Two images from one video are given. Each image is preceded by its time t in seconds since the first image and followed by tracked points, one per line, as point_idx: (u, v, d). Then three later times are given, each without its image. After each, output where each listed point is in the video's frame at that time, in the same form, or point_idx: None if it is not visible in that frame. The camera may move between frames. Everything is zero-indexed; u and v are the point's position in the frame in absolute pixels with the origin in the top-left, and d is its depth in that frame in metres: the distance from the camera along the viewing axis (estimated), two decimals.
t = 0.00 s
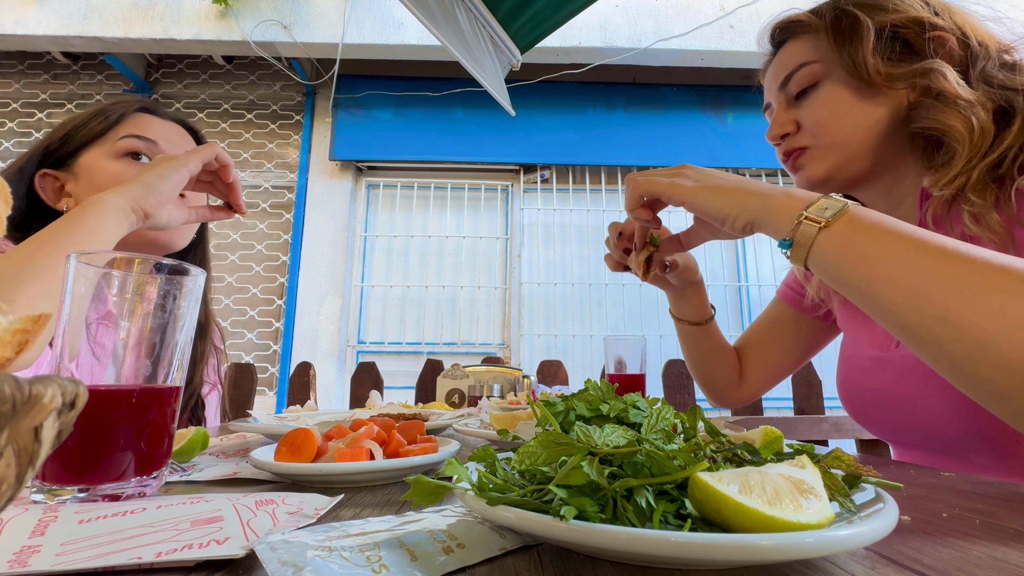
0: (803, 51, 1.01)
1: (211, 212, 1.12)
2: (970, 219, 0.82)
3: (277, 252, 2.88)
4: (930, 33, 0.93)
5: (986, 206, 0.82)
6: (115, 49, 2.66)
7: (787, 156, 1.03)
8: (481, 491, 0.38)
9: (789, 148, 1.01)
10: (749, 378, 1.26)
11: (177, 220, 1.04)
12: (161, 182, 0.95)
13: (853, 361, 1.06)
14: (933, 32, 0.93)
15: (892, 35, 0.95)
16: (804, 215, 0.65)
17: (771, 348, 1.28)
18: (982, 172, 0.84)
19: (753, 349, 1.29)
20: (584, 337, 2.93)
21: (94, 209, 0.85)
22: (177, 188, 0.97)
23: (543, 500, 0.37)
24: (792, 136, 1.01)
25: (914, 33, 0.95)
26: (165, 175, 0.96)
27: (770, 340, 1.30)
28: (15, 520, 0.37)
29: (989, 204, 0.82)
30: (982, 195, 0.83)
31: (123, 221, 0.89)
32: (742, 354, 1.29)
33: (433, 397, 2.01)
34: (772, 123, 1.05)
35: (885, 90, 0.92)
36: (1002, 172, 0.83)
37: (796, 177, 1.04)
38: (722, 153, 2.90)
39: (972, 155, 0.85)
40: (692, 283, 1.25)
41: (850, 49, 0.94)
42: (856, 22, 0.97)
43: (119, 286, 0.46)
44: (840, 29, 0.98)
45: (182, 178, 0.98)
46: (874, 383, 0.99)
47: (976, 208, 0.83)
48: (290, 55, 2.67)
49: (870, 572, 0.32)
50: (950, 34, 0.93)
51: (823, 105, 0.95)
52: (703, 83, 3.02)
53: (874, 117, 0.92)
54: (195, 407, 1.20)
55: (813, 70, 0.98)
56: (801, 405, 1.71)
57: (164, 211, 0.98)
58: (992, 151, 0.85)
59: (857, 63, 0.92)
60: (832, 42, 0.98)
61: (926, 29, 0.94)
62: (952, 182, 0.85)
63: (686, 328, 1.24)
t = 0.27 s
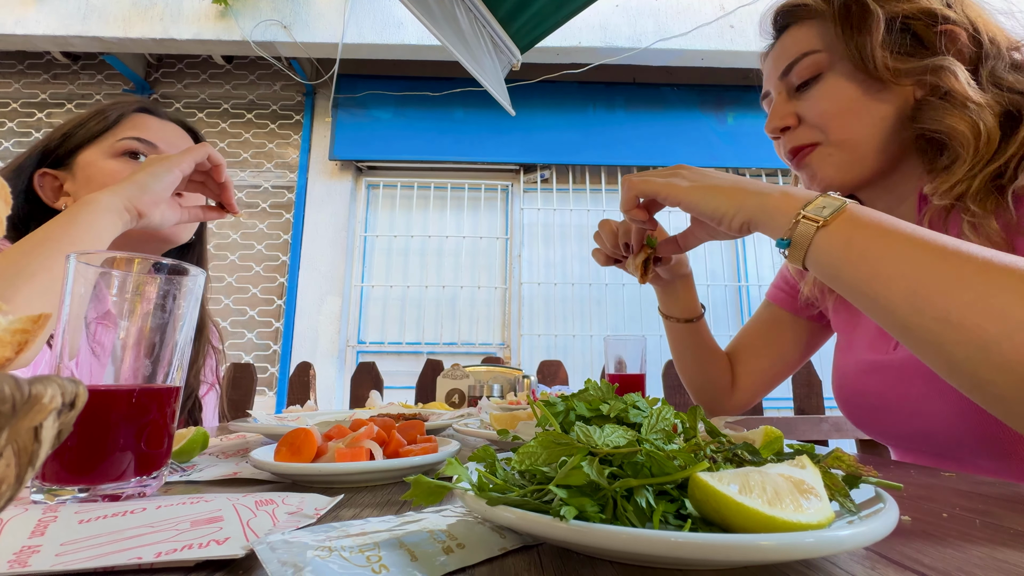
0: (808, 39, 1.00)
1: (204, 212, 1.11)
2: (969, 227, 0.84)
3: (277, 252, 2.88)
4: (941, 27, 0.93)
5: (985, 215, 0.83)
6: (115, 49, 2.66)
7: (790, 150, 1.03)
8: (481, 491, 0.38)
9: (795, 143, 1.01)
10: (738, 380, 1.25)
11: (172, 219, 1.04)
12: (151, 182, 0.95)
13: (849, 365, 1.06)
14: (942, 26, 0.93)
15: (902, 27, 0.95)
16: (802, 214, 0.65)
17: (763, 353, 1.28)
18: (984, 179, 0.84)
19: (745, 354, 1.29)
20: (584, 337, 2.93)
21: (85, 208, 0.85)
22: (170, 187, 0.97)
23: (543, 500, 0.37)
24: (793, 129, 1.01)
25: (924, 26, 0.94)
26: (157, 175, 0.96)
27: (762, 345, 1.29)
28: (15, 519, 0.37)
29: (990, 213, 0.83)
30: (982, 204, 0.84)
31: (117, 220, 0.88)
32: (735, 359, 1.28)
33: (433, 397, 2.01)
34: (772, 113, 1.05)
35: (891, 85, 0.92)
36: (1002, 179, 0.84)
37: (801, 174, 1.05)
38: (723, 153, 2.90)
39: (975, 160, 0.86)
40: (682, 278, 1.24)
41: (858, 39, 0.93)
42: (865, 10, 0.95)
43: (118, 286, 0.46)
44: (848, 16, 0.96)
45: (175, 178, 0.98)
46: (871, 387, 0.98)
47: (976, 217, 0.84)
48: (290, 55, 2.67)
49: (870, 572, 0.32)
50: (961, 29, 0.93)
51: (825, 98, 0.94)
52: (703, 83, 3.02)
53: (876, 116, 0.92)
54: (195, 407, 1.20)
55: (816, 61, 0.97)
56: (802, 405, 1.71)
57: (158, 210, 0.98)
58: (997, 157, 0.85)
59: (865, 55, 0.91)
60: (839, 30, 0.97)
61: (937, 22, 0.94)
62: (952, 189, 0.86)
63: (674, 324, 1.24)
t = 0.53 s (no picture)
0: (815, 33, 0.99)
1: (204, 212, 1.10)
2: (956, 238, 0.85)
3: (277, 252, 2.87)
4: (949, 29, 0.92)
5: (972, 226, 0.84)
6: (115, 49, 2.66)
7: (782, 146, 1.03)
8: (481, 491, 0.38)
9: (787, 138, 1.01)
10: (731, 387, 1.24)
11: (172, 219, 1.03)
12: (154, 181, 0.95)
13: (843, 366, 1.05)
14: (950, 28, 0.92)
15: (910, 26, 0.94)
16: (803, 212, 0.65)
17: (758, 359, 1.27)
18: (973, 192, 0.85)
19: (740, 359, 1.28)
20: (584, 337, 2.93)
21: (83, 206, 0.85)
22: (171, 187, 0.97)
23: (543, 500, 0.37)
24: (789, 126, 1.01)
25: (932, 27, 0.94)
26: (158, 174, 0.96)
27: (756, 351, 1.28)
28: (15, 520, 0.37)
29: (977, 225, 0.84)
30: (970, 216, 0.85)
31: (117, 219, 0.88)
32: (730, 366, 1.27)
33: (433, 397, 2.01)
34: (771, 108, 1.05)
35: (895, 87, 0.92)
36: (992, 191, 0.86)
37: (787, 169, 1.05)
38: (723, 153, 2.90)
39: (968, 170, 0.87)
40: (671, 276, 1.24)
41: (865, 36, 0.92)
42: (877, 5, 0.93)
43: (117, 286, 0.46)
44: (858, 11, 0.94)
45: (175, 178, 0.98)
46: (865, 389, 0.98)
47: (963, 227, 0.85)
48: (290, 55, 2.67)
49: (870, 572, 0.32)
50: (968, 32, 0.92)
51: (824, 96, 0.94)
52: (703, 83, 3.02)
53: (876, 116, 0.92)
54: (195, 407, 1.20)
55: (820, 57, 0.96)
56: (802, 405, 1.71)
57: (160, 211, 0.98)
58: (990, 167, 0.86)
59: (872, 55, 0.90)
60: (848, 25, 0.95)
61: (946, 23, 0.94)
62: (943, 199, 0.88)
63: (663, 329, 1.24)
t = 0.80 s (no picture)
0: (826, 27, 0.99)
1: (206, 208, 1.10)
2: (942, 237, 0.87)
3: (277, 252, 2.87)
4: (952, 35, 0.93)
5: (956, 228, 0.86)
6: (115, 49, 2.66)
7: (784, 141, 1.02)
8: (482, 491, 0.38)
9: (789, 134, 1.00)
10: (722, 389, 1.24)
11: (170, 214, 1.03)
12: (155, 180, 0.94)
13: (836, 366, 1.05)
14: (954, 35, 0.92)
15: (916, 29, 0.95)
16: (835, 217, 0.64)
17: (755, 361, 1.26)
18: (960, 194, 0.86)
19: (738, 361, 1.28)
20: (584, 337, 2.93)
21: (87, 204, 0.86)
22: (174, 182, 0.97)
23: (543, 500, 0.37)
24: (790, 118, 0.99)
25: (937, 32, 0.94)
26: (161, 170, 0.95)
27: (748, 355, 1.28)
28: (14, 520, 0.37)
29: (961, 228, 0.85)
30: (955, 217, 0.86)
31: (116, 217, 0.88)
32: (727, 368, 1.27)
33: (433, 397, 2.01)
34: (775, 99, 1.04)
35: (892, 87, 0.92)
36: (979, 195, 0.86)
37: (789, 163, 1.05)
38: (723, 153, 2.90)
39: (955, 173, 0.87)
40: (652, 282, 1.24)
41: (872, 34, 0.93)
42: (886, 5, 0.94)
43: (117, 286, 0.46)
44: (867, 10, 0.96)
45: (179, 173, 0.97)
46: (859, 388, 0.98)
47: (948, 229, 0.87)
48: (290, 55, 2.67)
49: (871, 572, 0.32)
50: (971, 39, 0.92)
51: (826, 91, 0.94)
52: (703, 83, 3.02)
53: (878, 115, 0.92)
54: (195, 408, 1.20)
55: (826, 52, 0.96)
56: (802, 405, 1.71)
57: (161, 207, 0.98)
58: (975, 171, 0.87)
59: (876, 52, 0.91)
60: (857, 23, 0.96)
61: (951, 29, 0.94)
62: (931, 198, 0.89)
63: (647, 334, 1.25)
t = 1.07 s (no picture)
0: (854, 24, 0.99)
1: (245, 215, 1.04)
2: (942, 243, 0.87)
3: (277, 252, 2.87)
4: (976, 44, 0.94)
5: (956, 230, 0.86)
6: (114, 49, 2.66)
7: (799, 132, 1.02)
8: (481, 491, 0.38)
9: (805, 125, 1.00)
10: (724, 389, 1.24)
11: (190, 215, 0.97)
12: (194, 175, 0.85)
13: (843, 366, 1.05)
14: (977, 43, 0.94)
15: (942, 35, 0.96)
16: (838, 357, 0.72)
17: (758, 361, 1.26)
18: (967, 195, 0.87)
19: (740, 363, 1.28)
20: (584, 337, 2.93)
21: (122, 211, 0.79)
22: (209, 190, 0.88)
23: (543, 500, 0.37)
24: (809, 112, 1.00)
25: (962, 40, 0.96)
26: (195, 175, 0.85)
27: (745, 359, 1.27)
28: (14, 520, 0.37)
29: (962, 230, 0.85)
30: (955, 220, 0.86)
31: (139, 219, 0.81)
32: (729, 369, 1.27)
33: (433, 397, 2.01)
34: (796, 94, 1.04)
35: (915, 87, 0.93)
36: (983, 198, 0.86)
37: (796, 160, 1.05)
38: (723, 153, 2.90)
39: (964, 174, 0.87)
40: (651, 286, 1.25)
41: (900, 35, 0.94)
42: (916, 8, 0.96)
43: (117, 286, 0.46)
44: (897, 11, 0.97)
45: (215, 182, 0.87)
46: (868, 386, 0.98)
47: (949, 232, 0.87)
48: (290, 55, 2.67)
49: (870, 572, 0.32)
50: (993, 50, 0.94)
51: (850, 87, 0.94)
52: (703, 83, 3.02)
53: (878, 116, 0.92)
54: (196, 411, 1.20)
55: (852, 48, 0.96)
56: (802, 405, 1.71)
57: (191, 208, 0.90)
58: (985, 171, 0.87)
59: (903, 51, 0.92)
60: (886, 23, 0.97)
61: (975, 38, 0.95)
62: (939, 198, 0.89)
63: (638, 337, 1.26)
